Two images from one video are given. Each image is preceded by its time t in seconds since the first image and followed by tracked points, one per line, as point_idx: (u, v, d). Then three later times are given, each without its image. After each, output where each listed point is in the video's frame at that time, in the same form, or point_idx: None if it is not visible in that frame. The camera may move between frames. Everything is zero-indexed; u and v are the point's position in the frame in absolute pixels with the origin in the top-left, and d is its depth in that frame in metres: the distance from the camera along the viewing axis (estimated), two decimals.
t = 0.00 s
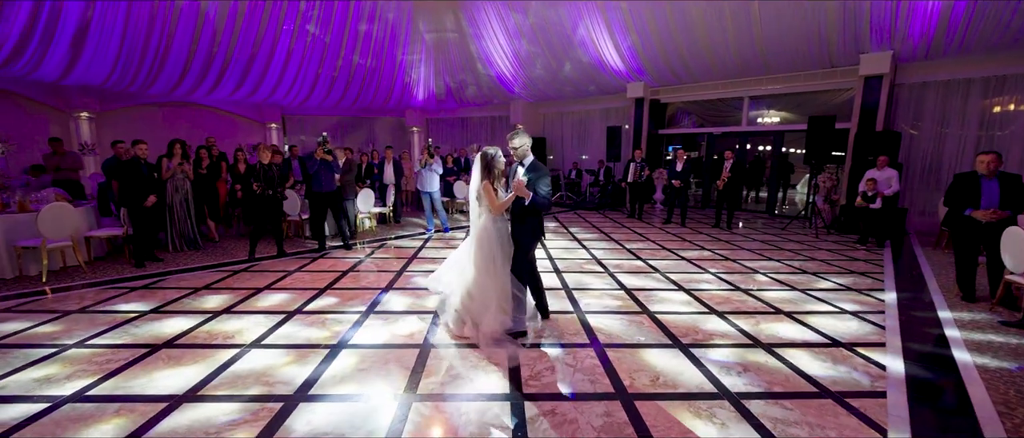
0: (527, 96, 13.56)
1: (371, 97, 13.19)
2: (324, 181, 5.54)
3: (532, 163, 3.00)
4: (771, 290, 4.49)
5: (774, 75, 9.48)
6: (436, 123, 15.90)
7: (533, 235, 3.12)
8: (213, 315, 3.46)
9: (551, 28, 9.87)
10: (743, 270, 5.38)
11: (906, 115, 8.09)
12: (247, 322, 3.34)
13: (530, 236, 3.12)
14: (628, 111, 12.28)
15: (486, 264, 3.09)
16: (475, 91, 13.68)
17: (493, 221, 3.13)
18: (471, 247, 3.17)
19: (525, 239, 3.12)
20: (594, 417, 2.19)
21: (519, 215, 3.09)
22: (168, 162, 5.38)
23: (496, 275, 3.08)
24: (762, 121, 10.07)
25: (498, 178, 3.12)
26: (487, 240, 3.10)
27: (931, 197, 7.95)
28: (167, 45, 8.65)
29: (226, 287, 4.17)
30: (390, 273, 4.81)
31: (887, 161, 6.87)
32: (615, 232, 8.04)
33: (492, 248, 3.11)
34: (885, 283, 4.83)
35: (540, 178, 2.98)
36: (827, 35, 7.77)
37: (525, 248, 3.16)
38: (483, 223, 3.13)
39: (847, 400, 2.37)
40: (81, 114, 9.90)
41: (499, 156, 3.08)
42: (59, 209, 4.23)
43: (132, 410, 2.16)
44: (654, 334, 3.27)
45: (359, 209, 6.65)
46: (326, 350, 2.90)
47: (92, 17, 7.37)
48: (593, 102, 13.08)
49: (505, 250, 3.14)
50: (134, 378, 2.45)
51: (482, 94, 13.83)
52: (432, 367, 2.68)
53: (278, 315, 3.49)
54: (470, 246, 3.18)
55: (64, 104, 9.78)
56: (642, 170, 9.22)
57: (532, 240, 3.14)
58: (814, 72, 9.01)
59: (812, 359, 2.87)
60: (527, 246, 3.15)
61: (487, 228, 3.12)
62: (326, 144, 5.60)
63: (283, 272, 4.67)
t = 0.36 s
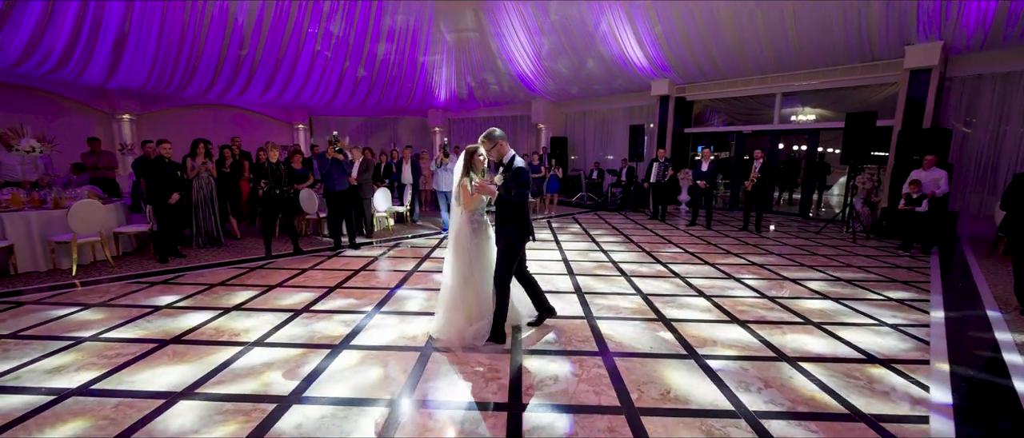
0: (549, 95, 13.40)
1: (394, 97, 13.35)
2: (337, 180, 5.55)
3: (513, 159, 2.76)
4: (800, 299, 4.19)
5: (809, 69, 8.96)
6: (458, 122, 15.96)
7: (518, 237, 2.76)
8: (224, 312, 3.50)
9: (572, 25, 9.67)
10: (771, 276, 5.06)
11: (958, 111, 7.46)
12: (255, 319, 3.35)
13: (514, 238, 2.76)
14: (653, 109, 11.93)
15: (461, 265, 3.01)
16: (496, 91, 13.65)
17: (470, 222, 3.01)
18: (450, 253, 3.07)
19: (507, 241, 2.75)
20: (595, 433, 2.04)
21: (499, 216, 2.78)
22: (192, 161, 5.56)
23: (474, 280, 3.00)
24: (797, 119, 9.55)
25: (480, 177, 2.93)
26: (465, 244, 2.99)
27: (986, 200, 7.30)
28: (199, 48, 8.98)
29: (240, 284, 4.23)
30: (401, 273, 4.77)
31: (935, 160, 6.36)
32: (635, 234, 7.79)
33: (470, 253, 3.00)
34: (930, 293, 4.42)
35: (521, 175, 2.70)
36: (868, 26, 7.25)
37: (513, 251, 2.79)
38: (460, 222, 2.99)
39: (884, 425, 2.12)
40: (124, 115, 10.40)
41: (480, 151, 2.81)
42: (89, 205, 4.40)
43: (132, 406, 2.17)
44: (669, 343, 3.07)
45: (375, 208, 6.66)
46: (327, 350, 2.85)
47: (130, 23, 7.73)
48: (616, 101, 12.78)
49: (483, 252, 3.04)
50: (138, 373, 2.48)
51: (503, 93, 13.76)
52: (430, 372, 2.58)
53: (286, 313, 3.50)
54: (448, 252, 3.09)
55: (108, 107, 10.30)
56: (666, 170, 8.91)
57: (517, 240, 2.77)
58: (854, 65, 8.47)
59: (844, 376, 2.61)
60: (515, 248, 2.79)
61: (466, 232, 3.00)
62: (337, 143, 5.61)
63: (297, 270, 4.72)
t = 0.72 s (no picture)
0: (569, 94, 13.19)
1: (415, 98, 13.45)
2: (349, 180, 5.55)
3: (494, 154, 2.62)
4: (831, 309, 3.87)
5: (846, 63, 8.43)
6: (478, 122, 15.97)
7: (499, 238, 2.63)
8: (231, 310, 3.53)
9: (593, 23, 9.43)
10: (799, 283, 4.74)
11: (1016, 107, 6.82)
12: (259, 319, 3.35)
13: (496, 239, 2.63)
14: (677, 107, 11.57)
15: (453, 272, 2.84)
16: (516, 90, 13.55)
17: (458, 222, 2.84)
18: (438, 254, 2.91)
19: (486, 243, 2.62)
20: None
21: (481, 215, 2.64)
22: (213, 161, 5.69)
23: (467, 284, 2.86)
24: (833, 116, 9.00)
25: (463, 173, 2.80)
26: (451, 245, 2.82)
27: None
28: (227, 52, 9.26)
29: (251, 282, 4.27)
30: (409, 274, 4.72)
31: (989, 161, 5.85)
32: (655, 237, 7.51)
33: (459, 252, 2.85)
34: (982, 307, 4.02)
35: (500, 172, 2.56)
36: (914, 16, 6.72)
37: (497, 252, 2.67)
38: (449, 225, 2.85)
39: None
40: (160, 117, 10.87)
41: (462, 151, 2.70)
42: (112, 204, 4.53)
43: (125, 405, 2.16)
44: (682, 355, 2.87)
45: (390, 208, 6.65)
46: (324, 352, 2.80)
47: (163, 28, 8.04)
48: (639, 99, 12.45)
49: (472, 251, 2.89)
50: (137, 372, 2.48)
51: (523, 92, 13.63)
52: (427, 380, 2.48)
53: (290, 313, 3.49)
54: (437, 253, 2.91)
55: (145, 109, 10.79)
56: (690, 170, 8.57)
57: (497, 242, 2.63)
58: (896, 58, 7.90)
59: (878, 400, 2.35)
60: (499, 250, 2.66)
61: (451, 231, 2.84)
62: (350, 142, 5.61)
63: (307, 269, 4.74)
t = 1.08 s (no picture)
0: (596, 93, 12.93)
1: (442, 99, 13.58)
2: (368, 179, 5.60)
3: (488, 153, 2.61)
4: (871, 323, 3.54)
5: (897, 55, 7.78)
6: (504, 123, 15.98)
7: (484, 238, 2.54)
8: (246, 306, 3.60)
9: (620, 18, 9.15)
10: (837, 293, 4.38)
11: None
12: (270, 315, 3.40)
13: (483, 240, 2.55)
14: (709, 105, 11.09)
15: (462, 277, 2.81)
16: (542, 89, 13.42)
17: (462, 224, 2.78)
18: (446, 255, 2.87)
19: (476, 242, 2.55)
20: None
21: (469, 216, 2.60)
22: (242, 159, 5.89)
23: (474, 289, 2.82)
24: (882, 113, 8.35)
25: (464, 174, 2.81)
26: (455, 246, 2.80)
27: None
28: (262, 56, 9.64)
29: (269, 278, 4.37)
30: (422, 273, 4.70)
31: None
32: (681, 241, 7.19)
33: (459, 254, 2.79)
34: None
35: (487, 172, 2.52)
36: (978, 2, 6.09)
37: (487, 251, 2.60)
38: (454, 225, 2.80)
39: None
40: (202, 119, 11.52)
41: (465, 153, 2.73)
42: (147, 201, 4.75)
43: (131, 397, 2.20)
44: (698, 368, 2.67)
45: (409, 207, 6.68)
46: (327, 352, 2.79)
47: (203, 35, 8.46)
48: (669, 97, 12.05)
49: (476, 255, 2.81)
50: (149, 364, 2.54)
51: (549, 91, 13.47)
52: (424, 384, 2.41)
53: (301, 310, 3.52)
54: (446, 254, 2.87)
55: (190, 111, 11.43)
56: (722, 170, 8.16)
57: (487, 241, 2.56)
58: (956, 49, 7.22)
59: (924, 428, 2.08)
60: (489, 248, 2.59)
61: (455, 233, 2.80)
62: (369, 141, 5.66)
63: (324, 267, 4.81)
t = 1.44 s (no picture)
0: (626, 91, 12.61)
1: (470, 100, 13.66)
2: (387, 180, 5.67)
3: (480, 152, 2.70)
4: (916, 341, 3.21)
5: (958, 45, 7.09)
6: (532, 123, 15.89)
7: (464, 236, 2.61)
8: (262, 302, 3.71)
9: (649, 16, 8.85)
10: (879, 306, 4.01)
11: None
12: (283, 312, 3.48)
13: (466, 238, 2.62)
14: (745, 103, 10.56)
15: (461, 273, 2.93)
16: (570, 88, 13.22)
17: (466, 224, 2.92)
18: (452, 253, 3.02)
19: (464, 239, 2.61)
20: None
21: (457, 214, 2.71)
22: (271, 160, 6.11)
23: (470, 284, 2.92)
24: (940, 110, 7.66)
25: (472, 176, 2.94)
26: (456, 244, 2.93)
27: None
28: (296, 61, 10.00)
29: (289, 276, 4.50)
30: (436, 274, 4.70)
31: None
32: (710, 245, 6.86)
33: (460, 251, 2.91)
34: None
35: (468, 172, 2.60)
36: None
37: (471, 251, 2.64)
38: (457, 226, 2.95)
39: None
40: (243, 121, 12.13)
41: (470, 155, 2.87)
42: (182, 200, 5.01)
43: (141, 388, 2.29)
44: (710, 383, 2.49)
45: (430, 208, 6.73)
46: (331, 350, 2.82)
47: (242, 41, 8.87)
48: (703, 95, 11.62)
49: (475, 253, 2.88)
50: (163, 356, 2.65)
51: (577, 90, 13.27)
52: (419, 388, 2.37)
53: (313, 308, 3.59)
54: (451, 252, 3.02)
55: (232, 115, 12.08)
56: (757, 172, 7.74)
57: (473, 239, 2.61)
58: None
59: None
60: (472, 248, 2.64)
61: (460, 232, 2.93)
62: (389, 142, 5.73)
63: (342, 265, 4.91)
